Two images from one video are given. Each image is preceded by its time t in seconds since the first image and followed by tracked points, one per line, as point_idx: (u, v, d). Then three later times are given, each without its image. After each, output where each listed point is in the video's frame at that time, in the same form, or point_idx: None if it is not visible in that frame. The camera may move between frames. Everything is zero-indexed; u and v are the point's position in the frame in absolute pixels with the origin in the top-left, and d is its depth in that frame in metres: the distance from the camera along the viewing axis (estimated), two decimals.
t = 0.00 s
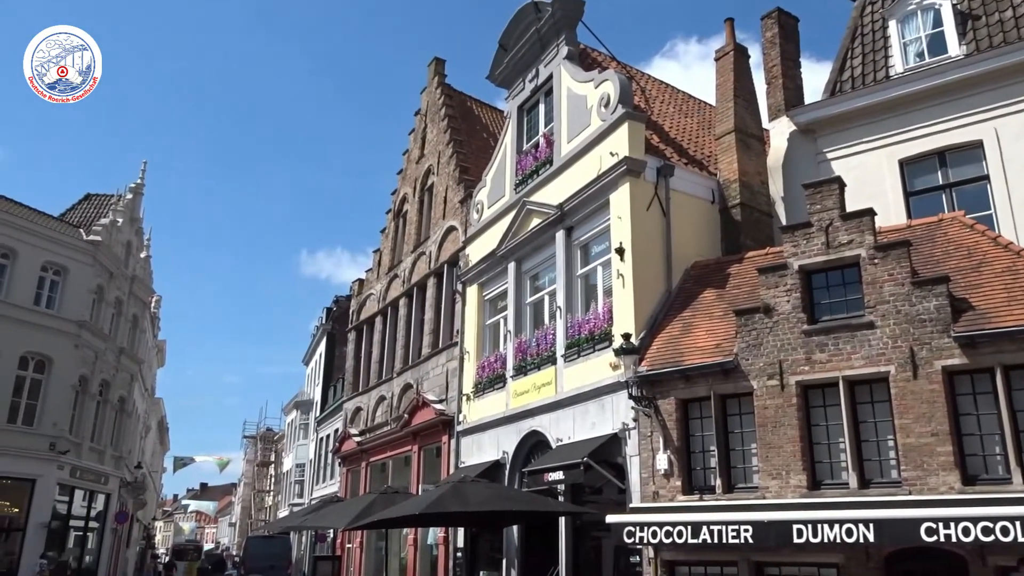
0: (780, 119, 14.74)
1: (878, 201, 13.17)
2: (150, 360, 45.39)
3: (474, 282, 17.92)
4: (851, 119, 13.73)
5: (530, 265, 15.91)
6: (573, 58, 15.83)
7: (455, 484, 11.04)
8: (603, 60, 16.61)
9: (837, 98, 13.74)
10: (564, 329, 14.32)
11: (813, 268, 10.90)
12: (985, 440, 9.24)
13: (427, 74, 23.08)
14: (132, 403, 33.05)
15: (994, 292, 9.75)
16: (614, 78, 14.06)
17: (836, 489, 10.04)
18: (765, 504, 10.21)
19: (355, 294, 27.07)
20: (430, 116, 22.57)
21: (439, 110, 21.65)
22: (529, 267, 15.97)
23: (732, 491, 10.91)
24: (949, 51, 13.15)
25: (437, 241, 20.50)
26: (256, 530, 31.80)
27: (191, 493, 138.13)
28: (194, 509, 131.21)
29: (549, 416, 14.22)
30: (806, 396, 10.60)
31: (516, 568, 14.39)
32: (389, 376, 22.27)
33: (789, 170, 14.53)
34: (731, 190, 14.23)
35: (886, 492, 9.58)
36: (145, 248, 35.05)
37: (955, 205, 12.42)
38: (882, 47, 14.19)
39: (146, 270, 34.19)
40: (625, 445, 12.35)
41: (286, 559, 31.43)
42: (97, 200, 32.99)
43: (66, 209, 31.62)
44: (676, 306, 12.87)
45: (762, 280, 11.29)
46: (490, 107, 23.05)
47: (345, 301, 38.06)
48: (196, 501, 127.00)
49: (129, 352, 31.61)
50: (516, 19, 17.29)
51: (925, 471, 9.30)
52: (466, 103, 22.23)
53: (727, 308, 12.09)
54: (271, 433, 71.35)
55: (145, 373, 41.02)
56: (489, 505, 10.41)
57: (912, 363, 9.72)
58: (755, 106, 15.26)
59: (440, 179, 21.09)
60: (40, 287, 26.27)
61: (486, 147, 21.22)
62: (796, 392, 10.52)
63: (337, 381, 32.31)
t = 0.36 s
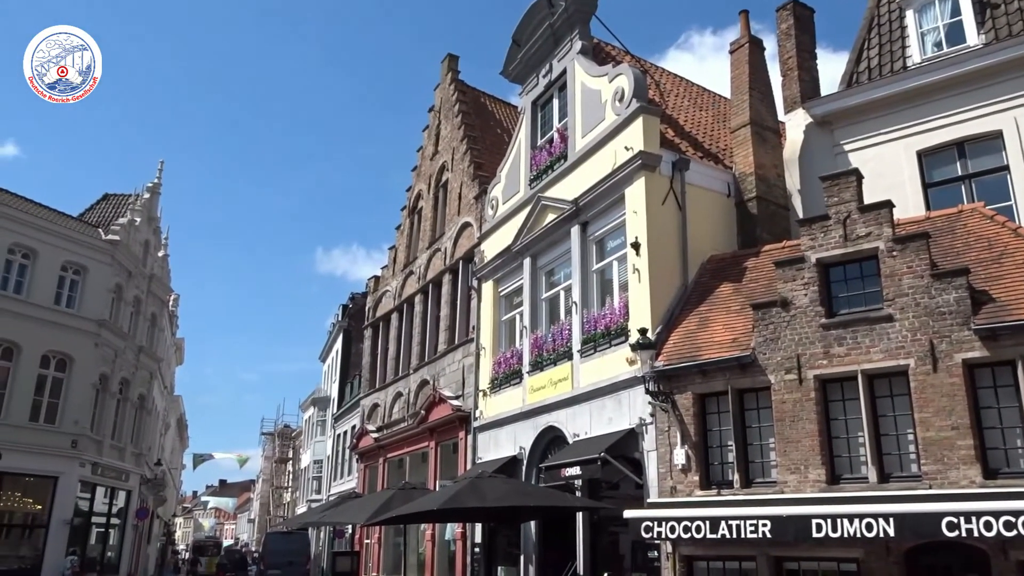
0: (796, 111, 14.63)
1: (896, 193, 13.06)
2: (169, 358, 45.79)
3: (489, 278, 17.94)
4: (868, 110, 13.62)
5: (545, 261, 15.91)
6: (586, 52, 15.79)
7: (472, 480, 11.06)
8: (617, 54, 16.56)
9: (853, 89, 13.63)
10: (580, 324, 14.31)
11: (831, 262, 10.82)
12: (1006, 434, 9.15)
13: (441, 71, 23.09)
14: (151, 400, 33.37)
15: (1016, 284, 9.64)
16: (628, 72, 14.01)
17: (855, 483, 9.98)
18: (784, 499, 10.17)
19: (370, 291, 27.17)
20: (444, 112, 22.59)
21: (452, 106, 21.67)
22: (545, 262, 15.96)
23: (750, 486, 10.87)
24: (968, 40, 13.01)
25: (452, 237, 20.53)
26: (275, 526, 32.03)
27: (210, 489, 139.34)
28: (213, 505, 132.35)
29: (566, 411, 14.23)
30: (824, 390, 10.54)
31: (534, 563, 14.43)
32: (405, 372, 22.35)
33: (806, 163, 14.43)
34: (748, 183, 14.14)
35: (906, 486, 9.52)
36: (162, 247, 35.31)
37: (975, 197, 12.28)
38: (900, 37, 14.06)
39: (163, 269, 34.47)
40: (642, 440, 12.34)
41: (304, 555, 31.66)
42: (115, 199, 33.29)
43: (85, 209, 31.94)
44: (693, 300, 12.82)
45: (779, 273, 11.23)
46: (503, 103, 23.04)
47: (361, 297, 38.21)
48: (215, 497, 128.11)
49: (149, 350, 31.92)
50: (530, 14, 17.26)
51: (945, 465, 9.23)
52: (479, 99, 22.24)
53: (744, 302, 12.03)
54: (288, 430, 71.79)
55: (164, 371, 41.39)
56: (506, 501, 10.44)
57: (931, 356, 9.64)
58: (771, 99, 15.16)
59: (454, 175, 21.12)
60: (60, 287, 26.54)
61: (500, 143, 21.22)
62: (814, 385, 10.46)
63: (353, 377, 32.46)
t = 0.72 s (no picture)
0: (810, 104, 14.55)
1: (912, 186, 12.96)
2: (185, 355, 46.11)
3: (502, 274, 17.95)
4: (883, 102, 13.52)
5: (559, 256, 15.89)
6: (598, 47, 15.75)
7: (488, 476, 11.08)
8: (629, 49, 16.51)
9: (868, 81, 13.53)
10: (594, 319, 14.30)
11: (847, 255, 10.76)
12: None
13: (452, 67, 23.10)
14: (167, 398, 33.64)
15: None
16: (640, 66, 13.97)
17: (872, 478, 9.94)
18: (801, 494, 10.13)
19: (384, 288, 27.25)
20: (456, 109, 22.60)
21: (464, 103, 21.67)
22: (558, 258, 15.95)
23: (766, 481, 10.84)
24: (984, 30, 12.87)
25: (465, 233, 20.55)
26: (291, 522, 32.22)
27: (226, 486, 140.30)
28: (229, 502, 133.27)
29: (581, 407, 14.23)
30: (840, 384, 10.49)
31: (550, 559, 14.46)
32: (420, 368, 22.42)
33: (820, 156, 14.34)
34: (761, 176, 14.07)
35: (923, 480, 9.47)
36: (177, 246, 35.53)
37: (992, 188, 12.16)
38: (915, 27, 13.93)
39: (178, 267, 34.70)
40: (657, 435, 12.32)
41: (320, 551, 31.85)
42: (130, 198, 33.54)
43: (101, 208, 32.21)
44: (707, 295, 12.79)
45: (794, 267, 11.18)
46: (515, 98, 23.02)
47: (374, 294, 38.31)
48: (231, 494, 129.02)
49: (165, 348, 32.18)
50: (541, 9, 17.24)
51: (963, 458, 9.17)
52: (491, 95, 22.23)
53: (759, 297, 11.99)
54: (303, 426, 72.13)
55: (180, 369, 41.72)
56: (522, 496, 10.45)
57: (949, 349, 9.57)
58: (784, 92, 15.07)
59: (466, 171, 21.13)
60: (76, 286, 26.76)
61: (512, 138, 21.20)
62: (830, 380, 10.41)
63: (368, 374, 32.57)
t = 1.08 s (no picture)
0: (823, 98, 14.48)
1: (927, 179, 12.86)
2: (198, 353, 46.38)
3: (515, 270, 17.95)
4: (897, 95, 13.43)
5: (571, 252, 15.88)
6: (610, 42, 15.71)
7: (501, 472, 11.11)
8: (640, 44, 16.46)
9: (881, 74, 13.45)
10: (606, 315, 14.29)
11: (861, 249, 10.70)
12: None
13: (463, 63, 23.08)
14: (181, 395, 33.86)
15: None
16: (653, 61, 13.93)
17: (887, 473, 9.89)
18: (815, 489, 10.10)
19: (396, 285, 27.31)
20: (467, 105, 22.60)
21: (476, 99, 21.66)
22: (570, 254, 15.94)
23: (780, 476, 10.80)
24: (999, 22, 12.73)
25: (477, 230, 20.56)
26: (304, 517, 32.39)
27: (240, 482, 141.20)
28: (242, 498, 134.04)
29: (593, 402, 14.23)
30: (855, 379, 10.44)
31: (563, 554, 14.50)
32: (432, 365, 22.47)
33: (834, 150, 14.25)
34: (774, 171, 14.00)
35: (939, 475, 9.42)
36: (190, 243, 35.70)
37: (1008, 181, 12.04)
38: (929, 19, 13.82)
39: (192, 265, 34.91)
40: (671, 431, 12.31)
41: (334, 546, 32.00)
42: (144, 197, 33.75)
43: (115, 207, 32.43)
44: (720, 290, 12.75)
45: (808, 262, 11.13)
46: (526, 94, 22.99)
47: (386, 291, 38.39)
48: (244, 490, 129.78)
49: (179, 345, 32.40)
50: (552, 4, 17.20)
51: (980, 454, 9.11)
52: (502, 91, 22.21)
53: (772, 292, 11.94)
54: (316, 423, 72.40)
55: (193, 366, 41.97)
56: (536, 492, 10.47)
57: (964, 344, 9.51)
58: (797, 86, 14.98)
59: (478, 168, 21.14)
60: (92, 284, 26.98)
61: (524, 134, 21.19)
62: (844, 375, 10.37)
63: (380, 370, 32.67)
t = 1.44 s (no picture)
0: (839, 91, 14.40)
1: (944, 172, 12.74)
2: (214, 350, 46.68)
3: (528, 266, 17.95)
4: (914, 87, 13.31)
5: (584, 248, 15.86)
6: (623, 36, 15.66)
7: (517, 467, 11.13)
8: (653, 38, 16.39)
9: (898, 66, 13.34)
10: (621, 310, 14.27)
11: (878, 243, 10.62)
12: None
13: (476, 59, 23.07)
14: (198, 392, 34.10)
15: None
16: (666, 55, 13.88)
17: (905, 467, 9.84)
18: (833, 484, 10.06)
19: (410, 281, 27.36)
20: (480, 101, 22.59)
21: (488, 95, 21.65)
22: (584, 249, 15.92)
23: (797, 471, 10.76)
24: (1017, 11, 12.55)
25: (491, 226, 20.57)
26: (321, 513, 32.57)
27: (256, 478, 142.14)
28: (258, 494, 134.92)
29: (608, 398, 14.23)
30: (872, 373, 10.38)
31: (579, 549, 14.53)
32: (446, 361, 22.52)
33: (849, 142, 14.15)
34: (790, 164, 13.92)
35: (958, 470, 9.35)
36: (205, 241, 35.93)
37: None
38: (946, 10, 13.67)
39: (207, 263, 35.14)
40: (687, 426, 12.28)
41: (350, 542, 32.17)
42: (159, 195, 33.99)
43: (130, 206, 32.68)
44: (736, 284, 12.70)
45: (824, 256, 11.06)
46: (539, 90, 22.95)
47: (400, 288, 38.47)
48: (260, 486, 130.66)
49: (195, 343, 32.64)
50: None
51: (999, 448, 9.03)
52: (515, 86, 22.18)
53: (788, 286, 11.88)
54: (331, 419, 72.71)
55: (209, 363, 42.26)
56: (551, 487, 10.48)
57: (983, 337, 9.43)
58: (812, 78, 14.88)
59: (491, 164, 21.13)
60: (108, 282, 27.21)
61: (537, 130, 21.16)
62: (861, 369, 10.31)
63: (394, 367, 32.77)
